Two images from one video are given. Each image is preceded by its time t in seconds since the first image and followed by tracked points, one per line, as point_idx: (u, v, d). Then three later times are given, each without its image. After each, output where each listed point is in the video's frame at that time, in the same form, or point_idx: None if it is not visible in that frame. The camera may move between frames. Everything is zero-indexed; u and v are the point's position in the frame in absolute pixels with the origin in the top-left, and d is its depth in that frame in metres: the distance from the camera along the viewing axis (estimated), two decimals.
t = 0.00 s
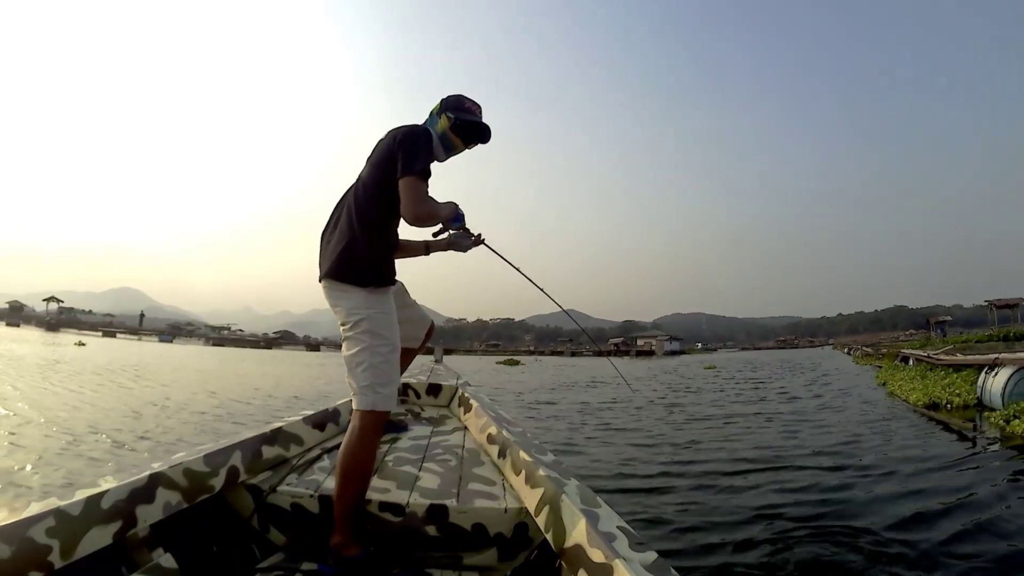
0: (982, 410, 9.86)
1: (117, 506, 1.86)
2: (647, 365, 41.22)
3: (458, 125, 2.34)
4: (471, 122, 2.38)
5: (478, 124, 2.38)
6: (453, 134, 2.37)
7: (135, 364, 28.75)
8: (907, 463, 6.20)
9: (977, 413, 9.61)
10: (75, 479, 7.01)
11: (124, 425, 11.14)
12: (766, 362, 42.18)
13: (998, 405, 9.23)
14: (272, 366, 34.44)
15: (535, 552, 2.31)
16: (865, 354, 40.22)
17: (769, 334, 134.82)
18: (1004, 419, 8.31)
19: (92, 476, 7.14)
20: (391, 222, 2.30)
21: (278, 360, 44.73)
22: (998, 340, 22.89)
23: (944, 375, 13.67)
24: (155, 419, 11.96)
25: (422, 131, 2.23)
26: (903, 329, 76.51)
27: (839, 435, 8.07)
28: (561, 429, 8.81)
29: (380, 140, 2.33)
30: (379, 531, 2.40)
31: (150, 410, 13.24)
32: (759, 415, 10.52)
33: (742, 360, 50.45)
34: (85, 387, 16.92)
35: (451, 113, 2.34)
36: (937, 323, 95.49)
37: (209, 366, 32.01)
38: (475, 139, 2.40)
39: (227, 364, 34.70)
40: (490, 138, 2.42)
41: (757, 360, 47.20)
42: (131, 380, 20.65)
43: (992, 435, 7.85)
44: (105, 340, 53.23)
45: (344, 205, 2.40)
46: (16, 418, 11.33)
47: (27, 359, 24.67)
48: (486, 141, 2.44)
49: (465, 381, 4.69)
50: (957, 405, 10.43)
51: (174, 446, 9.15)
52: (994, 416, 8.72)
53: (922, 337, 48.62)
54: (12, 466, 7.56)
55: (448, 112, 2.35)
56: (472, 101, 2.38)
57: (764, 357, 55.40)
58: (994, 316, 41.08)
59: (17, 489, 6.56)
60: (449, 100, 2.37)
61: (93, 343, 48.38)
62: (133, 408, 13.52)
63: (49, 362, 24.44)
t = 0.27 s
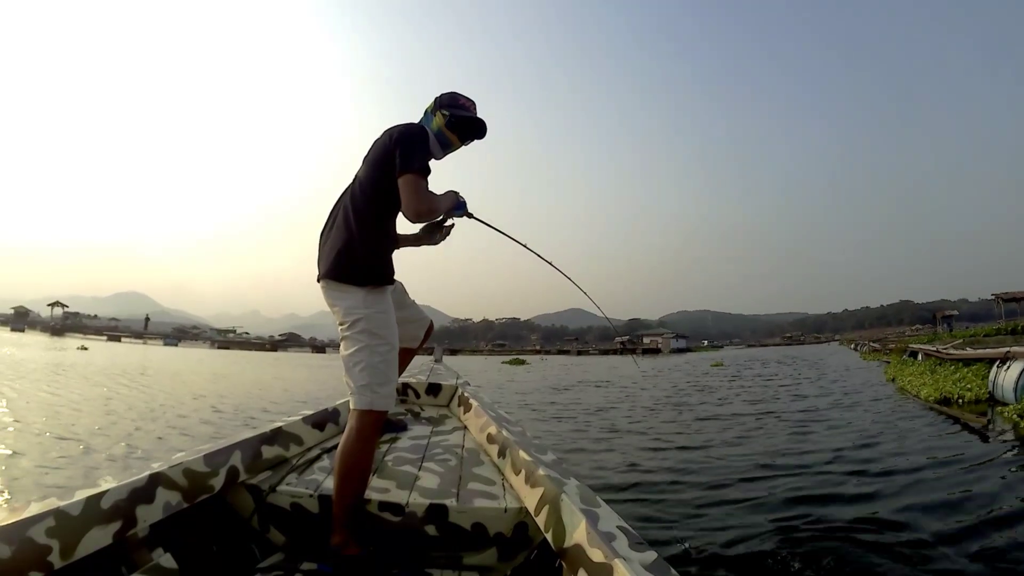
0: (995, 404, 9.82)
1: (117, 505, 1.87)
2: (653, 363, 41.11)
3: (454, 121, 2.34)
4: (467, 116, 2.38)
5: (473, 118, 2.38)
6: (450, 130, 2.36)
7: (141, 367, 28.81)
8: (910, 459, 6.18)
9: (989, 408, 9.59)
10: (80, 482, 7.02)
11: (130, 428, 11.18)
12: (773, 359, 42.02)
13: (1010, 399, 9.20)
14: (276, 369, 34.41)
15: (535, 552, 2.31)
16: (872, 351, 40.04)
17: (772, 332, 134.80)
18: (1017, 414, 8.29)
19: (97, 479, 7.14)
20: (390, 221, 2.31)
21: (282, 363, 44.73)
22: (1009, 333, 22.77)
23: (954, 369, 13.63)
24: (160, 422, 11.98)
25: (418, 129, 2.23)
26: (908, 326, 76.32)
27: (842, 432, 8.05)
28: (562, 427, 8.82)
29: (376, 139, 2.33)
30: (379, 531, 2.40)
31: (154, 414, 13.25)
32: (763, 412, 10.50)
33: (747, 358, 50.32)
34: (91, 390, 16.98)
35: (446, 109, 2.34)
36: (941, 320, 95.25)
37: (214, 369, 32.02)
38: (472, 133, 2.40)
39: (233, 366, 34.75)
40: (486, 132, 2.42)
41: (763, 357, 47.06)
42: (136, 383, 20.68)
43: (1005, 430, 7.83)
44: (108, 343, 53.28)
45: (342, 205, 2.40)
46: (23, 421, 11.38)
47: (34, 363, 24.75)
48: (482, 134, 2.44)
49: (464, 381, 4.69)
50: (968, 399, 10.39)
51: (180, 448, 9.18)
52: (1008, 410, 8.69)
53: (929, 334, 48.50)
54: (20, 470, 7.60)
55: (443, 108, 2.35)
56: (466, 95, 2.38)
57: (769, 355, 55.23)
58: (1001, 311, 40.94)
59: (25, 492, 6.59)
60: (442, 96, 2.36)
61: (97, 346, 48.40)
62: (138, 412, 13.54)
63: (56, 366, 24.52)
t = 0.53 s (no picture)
0: (1008, 402, 9.74)
1: (117, 505, 1.86)
2: (659, 363, 41.01)
3: (451, 119, 2.33)
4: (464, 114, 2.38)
5: (470, 115, 2.37)
6: (447, 128, 2.36)
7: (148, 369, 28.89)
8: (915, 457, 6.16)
9: (1003, 406, 9.51)
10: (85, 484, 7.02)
11: (137, 430, 11.22)
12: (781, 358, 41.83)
13: None
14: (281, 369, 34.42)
15: (535, 552, 2.31)
16: (881, 349, 39.84)
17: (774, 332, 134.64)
18: None
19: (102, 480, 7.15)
20: (388, 221, 2.30)
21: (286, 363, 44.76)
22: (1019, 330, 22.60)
23: (966, 366, 13.53)
24: (165, 424, 11.99)
25: (414, 129, 2.23)
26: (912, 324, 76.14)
27: (847, 431, 8.03)
28: (565, 428, 8.81)
29: (374, 139, 2.33)
30: (379, 531, 2.40)
31: (159, 416, 13.27)
32: (767, 411, 10.48)
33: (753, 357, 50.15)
34: (98, 392, 17.03)
35: (443, 108, 2.34)
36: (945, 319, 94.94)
37: (219, 370, 32.05)
38: (470, 130, 2.40)
39: (239, 368, 34.82)
40: (485, 129, 2.41)
41: (770, 356, 46.89)
42: (140, 385, 20.70)
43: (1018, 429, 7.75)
44: (111, 344, 53.32)
45: (341, 205, 2.40)
46: (31, 424, 11.44)
47: (42, 366, 24.86)
48: (480, 131, 2.43)
49: (465, 381, 4.69)
50: (981, 397, 10.31)
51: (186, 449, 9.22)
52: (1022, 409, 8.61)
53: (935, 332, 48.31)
54: (27, 472, 7.63)
55: (439, 107, 2.35)
56: (462, 94, 2.37)
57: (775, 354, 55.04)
58: (1009, 309, 40.72)
59: (32, 494, 6.62)
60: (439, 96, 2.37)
61: (100, 347, 48.44)
62: (143, 414, 13.55)
63: (63, 369, 24.61)
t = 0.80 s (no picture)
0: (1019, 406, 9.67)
1: (117, 506, 1.86)
2: (663, 364, 40.92)
3: (456, 119, 2.33)
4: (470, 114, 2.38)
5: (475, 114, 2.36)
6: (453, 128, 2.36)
7: (153, 368, 29.02)
8: (918, 459, 6.15)
9: (1016, 410, 9.45)
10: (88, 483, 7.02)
11: (142, 428, 11.27)
12: (786, 359, 41.68)
13: None
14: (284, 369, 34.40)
15: (535, 552, 2.31)
16: (889, 352, 39.64)
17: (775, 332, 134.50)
18: None
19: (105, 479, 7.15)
20: (392, 221, 2.30)
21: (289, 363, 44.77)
22: None
23: (976, 369, 13.45)
24: (168, 423, 12.00)
25: (420, 128, 2.23)
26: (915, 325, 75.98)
27: (850, 434, 8.02)
28: (567, 430, 8.81)
29: (379, 139, 2.33)
30: (379, 531, 2.40)
31: (163, 415, 13.27)
32: (770, 414, 10.47)
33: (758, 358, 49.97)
34: (103, 392, 17.10)
35: (449, 108, 2.34)
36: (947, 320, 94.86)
37: (223, 369, 32.05)
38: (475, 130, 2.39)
39: (244, 368, 34.89)
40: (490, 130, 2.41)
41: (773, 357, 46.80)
42: (144, 384, 20.70)
43: None
44: (113, 343, 53.32)
45: (345, 204, 2.39)
46: (38, 423, 11.51)
47: (47, 365, 24.97)
48: (486, 132, 2.43)
49: (465, 381, 4.69)
50: (993, 400, 10.25)
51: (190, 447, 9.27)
52: None
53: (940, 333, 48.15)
54: (32, 471, 7.67)
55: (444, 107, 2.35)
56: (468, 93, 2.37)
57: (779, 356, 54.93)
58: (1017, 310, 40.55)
59: (37, 493, 6.65)
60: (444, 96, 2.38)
61: (103, 347, 48.44)
62: (146, 413, 13.55)
63: (69, 368, 24.72)
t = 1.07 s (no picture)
0: None
1: (117, 505, 1.87)
2: (669, 367, 40.78)
3: (462, 118, 2.33)
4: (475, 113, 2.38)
5: (480, 114, 2.36)
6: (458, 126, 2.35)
7: (161, 365, 29.10)
8: (924, 466, 6.11)
9: None
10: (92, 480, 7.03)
11: (147, 425, 11.31)
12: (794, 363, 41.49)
13: None
14: (288, 368, 34.43)
15: (535, 552, 2.30)
16: (898, 356, 39.41)
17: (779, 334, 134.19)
18: None
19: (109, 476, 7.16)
20: (392, 221, 2.30)
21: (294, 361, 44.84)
22: None
23: (986, 375, 13.37)
24: (172, 420, 12.02)
25: (422, 127, 2.23)
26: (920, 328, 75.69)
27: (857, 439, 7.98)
28: (569, 433, 8.80)
29: (381, 139, 2.33)
30: (379, 531, 2.40)
31: (167, 412, 13.30)
32: (776, 419, 10.43)
33: (764, 360, 49.77)
34: (111, 388, 17.16)
35: (454, 107, 2.34)
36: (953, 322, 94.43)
37: (227, 367, 32.11)
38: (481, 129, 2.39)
39: (250, 366, 34.96)
40: (495, 129, 2.42)
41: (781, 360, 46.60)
42: (148, 381, 20.76)
43: None
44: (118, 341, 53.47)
45: (347, 204, 2.40)
46: (44, 418, 11.56)
47: (56, 361, 25.07)
48: (491, 131, 2.43)
49: (465, 381, 4.69)
50: (1003, 407, 10.17)
51: (195, 444, 9.30)
52: None
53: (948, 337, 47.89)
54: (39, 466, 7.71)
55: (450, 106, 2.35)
56: (473, 92, 2.37)
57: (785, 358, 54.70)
58: None
59: (42, 489, 6.67)
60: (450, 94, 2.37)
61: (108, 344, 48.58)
62: (151, 409, 13.59)
63: (77, 364, 24.83)
